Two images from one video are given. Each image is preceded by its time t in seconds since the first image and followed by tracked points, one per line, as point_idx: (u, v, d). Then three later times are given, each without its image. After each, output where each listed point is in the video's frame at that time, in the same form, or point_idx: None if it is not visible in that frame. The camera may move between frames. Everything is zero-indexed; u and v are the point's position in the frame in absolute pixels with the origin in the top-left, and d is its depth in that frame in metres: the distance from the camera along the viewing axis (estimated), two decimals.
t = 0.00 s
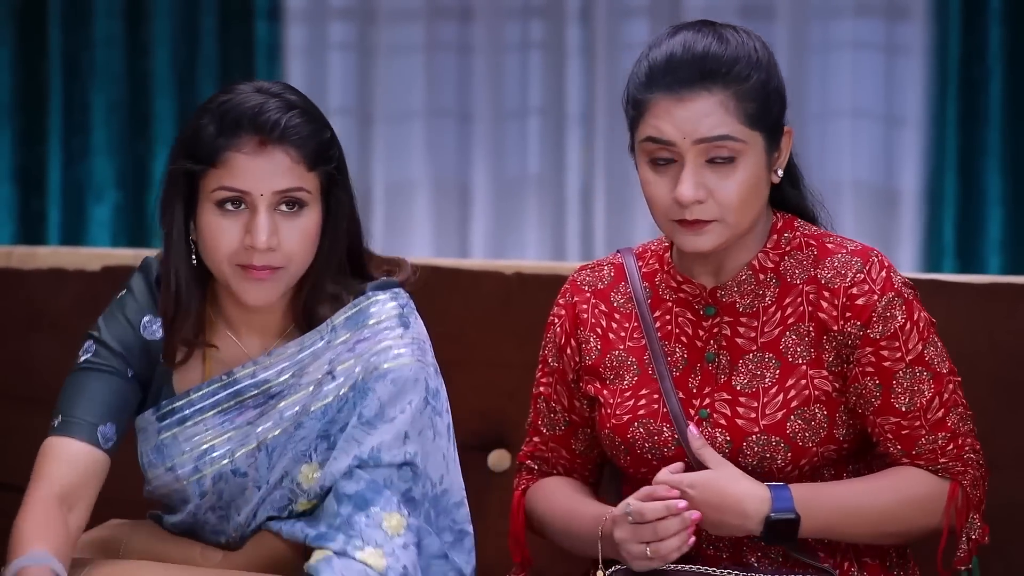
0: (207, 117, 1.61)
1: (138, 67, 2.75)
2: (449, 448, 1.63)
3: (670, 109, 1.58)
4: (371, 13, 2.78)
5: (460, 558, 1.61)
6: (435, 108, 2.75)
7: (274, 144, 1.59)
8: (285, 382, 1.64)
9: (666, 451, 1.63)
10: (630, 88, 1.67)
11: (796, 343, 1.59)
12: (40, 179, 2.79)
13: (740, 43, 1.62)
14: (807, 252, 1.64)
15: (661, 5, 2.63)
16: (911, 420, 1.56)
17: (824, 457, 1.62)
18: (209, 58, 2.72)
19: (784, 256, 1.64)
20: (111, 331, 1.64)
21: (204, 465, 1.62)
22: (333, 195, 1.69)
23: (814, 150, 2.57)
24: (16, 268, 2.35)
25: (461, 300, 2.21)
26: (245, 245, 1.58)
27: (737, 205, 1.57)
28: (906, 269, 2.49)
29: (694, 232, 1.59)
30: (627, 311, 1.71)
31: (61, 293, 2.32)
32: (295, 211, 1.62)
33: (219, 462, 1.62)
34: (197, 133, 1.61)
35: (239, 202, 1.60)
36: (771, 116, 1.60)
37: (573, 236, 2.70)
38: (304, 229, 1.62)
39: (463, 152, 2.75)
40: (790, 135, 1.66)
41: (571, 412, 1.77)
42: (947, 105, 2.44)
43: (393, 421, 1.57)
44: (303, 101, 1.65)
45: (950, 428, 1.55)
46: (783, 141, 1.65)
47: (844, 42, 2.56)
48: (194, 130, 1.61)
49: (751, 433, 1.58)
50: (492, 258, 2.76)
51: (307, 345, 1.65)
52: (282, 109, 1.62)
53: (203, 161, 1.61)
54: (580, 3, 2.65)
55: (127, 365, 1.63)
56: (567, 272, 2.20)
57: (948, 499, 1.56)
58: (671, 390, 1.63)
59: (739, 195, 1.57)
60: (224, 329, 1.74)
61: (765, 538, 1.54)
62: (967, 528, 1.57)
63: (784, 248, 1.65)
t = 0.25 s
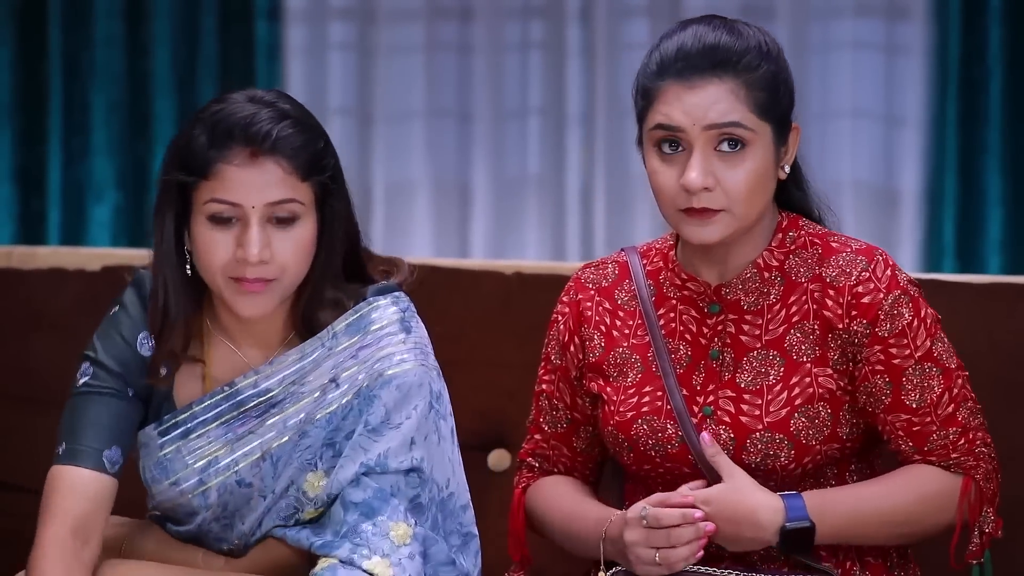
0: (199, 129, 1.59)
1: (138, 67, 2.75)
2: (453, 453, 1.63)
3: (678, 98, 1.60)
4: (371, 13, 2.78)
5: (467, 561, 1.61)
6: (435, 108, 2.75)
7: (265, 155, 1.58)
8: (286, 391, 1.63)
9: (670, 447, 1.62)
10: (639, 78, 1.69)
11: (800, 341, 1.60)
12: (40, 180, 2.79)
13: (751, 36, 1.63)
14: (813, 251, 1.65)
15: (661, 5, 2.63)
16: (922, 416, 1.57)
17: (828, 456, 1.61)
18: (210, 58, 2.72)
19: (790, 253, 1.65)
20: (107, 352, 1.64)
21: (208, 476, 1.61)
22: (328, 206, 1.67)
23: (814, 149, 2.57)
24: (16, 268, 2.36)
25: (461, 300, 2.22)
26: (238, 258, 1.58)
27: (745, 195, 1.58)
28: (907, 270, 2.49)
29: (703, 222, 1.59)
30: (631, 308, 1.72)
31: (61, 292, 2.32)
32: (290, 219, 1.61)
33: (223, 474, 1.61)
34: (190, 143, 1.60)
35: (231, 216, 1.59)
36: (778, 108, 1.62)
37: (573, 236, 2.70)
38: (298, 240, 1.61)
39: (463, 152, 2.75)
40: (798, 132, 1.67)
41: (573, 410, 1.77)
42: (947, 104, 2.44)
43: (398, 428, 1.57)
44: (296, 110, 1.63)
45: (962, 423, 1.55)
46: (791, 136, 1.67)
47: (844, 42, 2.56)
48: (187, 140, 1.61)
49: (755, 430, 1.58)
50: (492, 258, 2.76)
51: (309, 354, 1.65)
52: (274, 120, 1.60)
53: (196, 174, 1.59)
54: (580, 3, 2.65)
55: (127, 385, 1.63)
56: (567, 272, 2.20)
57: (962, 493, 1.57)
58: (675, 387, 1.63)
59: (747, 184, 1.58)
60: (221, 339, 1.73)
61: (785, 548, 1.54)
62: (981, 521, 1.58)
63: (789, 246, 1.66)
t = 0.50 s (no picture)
0: (206, 148, 1.56)
1: (138, 67, 2.75)
2: (456, 457, 1.63)
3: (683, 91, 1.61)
4: (371, 13, 2.77)
5: (462, 565, 1.62)
6: (435, 108, 2.75)
7: (268, 182, 1.54)
8: (294, 390, 1.63)
9: (675, 445, 1.62)
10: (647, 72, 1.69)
11: (806, 339, 1.60)
12: (40, 179, 2.79)
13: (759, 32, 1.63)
14: (818, 250, 1.65)
15: (661, 5, 2.62)
16: (936, 412, 1.57)
17: (832, 455, 1.61)
18: (209, 57, 2.72)
19: (795, 253, 1.65)
20: (117, 349, 1.64)
21: (215, 473, 1.62)
22: (338, 224, 1.63)
23: (814, 148, 2.57)
24: (16, 268, 2.35)
25: (461, 300, 2.22)
26: (240, 280, 1.55)
27: (749, 190, 1.58)
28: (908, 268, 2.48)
29: (707, 217, 1.59)
30: (636, 306, 1.72)
31: (61, 292, 2.32)
32: (294, 244, 1.57)
33: (229, 471, 1.62)
34: (198, 162, 1.57)
35: (235, 238, 1.56)
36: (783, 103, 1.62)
37: (572, 235, 2.70)
38: (302, 261, 1.58)
39: (463, 151, 2.75)
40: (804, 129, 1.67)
41: (576, 408, 1.78)
42: (946, 104, 2.44)
43: (402, 428, 1.57)
44: (309, 131, 1.58)
45: (975, 416, 1.56)
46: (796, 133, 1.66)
47: (844, 42, 2.55)
48: (195, 157, 1.58)
49: (760, 427, 1.59)
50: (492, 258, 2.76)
51: (319, 353, 1.64)
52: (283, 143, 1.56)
53: (203, 193, 1.57)
54: (579, 2, 2.65)
55: (134, 382, 1.63)
56: (567, 271, 2.20)
57: (980, 486, 1.57)
58: (680, 384, 1.63)
59: (751, 179, 1.58)
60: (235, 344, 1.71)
61: (807, 548, 1.54)
62: (999, 513, 1.59)
63: (794, 245, 1.66)
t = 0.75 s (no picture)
0: (223, 143, 1.57)
1: (137, 65, 2.75)
2: (469, 458, 1.63)
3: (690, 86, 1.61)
4: (370, 10, 2.77)
5: (471, 566, 1.60)
6: (435, 105, 2.75)
7: (281, 181, 1.53)
8: (309, 386, 1.62)
9: (683, 439, 1.62)
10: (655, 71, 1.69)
11: (816, 335, 1.60)
12: (40, 177, 2.79)
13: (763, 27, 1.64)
14: (827, 247, 1.65)
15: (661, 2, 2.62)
16: (951, 405, 1.59)
17: (840, 451, 1.62)
18: (209, 55, 2.72)
19: (804, 250, 1.66)
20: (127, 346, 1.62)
21: (227, 467, 1.60)
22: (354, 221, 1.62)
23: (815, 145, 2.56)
24: (15, 266, 2.36)
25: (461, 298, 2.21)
26: (254, 279, 1.55)
27: (757, 185, 1.58)
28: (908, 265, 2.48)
29: (713, 212, 1.59)
30: (644, 302, 1.71)
31: (61, 289, 2.32)
32: (307, 243, 1.57)
33: (243, 464, 1.60)
34: (214, 159, 1.57)
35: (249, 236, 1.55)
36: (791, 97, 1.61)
37: (572, 232, 2.69)
38: (316, 259, 1.58)
39: (463, 149, 2.75)
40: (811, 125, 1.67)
41: (580, 404, 1.77)
42: (947, 102, 2.43)
43: (416, 429, 1.57)
44: (323, 131, 1.58)
45: (989, 409, 1.58)
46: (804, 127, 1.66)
47: (845, 39, 2.55)
48: (212, 155, 1.58)
49: (769, 422, 1.58)
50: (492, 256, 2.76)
51: (336, 349, 1.63)
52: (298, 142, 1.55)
53: (218, 192, 1.57)
54: None
55: (144, 378, 1.62)
56: (567, 269, 2.19)
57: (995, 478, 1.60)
58: (689, 379, 1.63)
59: (759, 174, 1.58)
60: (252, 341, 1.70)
61: (835, 544, 1.54)
62: (1014, 505, 1.61)
63: (803, 242, 1.66)
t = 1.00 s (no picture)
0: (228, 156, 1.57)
1: (137, 64, 2.75)
2: (477, 463, 1.62)
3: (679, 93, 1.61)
4: (370, 9, 2.77)
5: (480, 570, 1.60)
6: (435, 105, 2.75)
7: (286, 194, 1.53)
8: (319, 393, 1.62)
9: (691, 436, 1.62)
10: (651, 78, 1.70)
11: (825, 334, 1.60)
12: (40, 176, 2.79)
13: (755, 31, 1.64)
14: (837, 246, 1.66)
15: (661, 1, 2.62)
16: (960, 404, 1.60)
17: (847, 450, 1.62)
18: (208, 54, 2.71)
19: (813, 249, 1.66)
20: (140, 351, 1.62)
21: (238, 477, 1.60)
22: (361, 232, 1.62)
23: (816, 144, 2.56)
24: (16, 266, 2.36)
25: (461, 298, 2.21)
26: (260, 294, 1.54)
27: (749, 188, 1.58)
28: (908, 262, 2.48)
29: (709, 215, 1.60)
30: (653, 301, 1.71)
31: (60, 289, 2.32)
32: (313, 256, 1.56)
33: (253, 472, 1.60)
34: (219, 174, 1.57)
35: (256, 250, 1.55)
36: (782, 98, 1.61)
37: (572, 232, 2.69)
38: (323, 273, 1.57)
39: (463, 148, 2.75)
40: (810, 122, 1.65)
41: (587, 404, 1.77)
42: (946, 101, 2.43)
43: (425, 434, 1.56)
44: (329, 142, 1.58)
45: (998, 408, 1.59)
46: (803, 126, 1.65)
47: (844, 38, 2.55)
48: (217, 168, 1.58)
49: (779, 419, 1.58)
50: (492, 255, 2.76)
51: (345, 357, 1.63)
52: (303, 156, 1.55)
53: (225, 206, 1.56)
54: None
55: (156, 385, 1.61)
56: (567, 269, 2.19)
57: (1004, 475, 1.60)
58: (699, 376, 1.63)
59: (751, 177, 1.57)
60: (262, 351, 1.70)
61: (848, 537, 1.55)
62: None
63: (811, 241, 1.67)
